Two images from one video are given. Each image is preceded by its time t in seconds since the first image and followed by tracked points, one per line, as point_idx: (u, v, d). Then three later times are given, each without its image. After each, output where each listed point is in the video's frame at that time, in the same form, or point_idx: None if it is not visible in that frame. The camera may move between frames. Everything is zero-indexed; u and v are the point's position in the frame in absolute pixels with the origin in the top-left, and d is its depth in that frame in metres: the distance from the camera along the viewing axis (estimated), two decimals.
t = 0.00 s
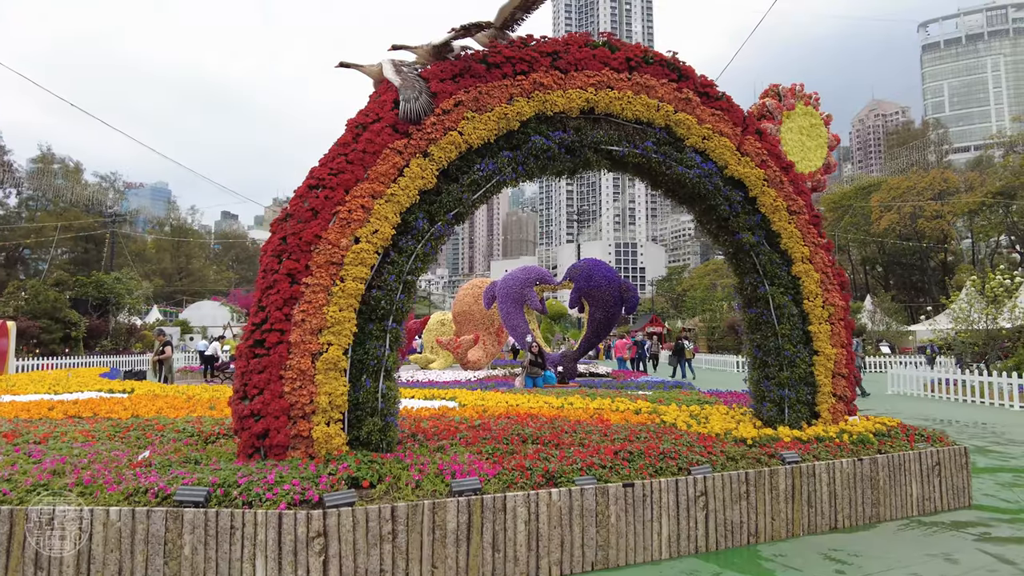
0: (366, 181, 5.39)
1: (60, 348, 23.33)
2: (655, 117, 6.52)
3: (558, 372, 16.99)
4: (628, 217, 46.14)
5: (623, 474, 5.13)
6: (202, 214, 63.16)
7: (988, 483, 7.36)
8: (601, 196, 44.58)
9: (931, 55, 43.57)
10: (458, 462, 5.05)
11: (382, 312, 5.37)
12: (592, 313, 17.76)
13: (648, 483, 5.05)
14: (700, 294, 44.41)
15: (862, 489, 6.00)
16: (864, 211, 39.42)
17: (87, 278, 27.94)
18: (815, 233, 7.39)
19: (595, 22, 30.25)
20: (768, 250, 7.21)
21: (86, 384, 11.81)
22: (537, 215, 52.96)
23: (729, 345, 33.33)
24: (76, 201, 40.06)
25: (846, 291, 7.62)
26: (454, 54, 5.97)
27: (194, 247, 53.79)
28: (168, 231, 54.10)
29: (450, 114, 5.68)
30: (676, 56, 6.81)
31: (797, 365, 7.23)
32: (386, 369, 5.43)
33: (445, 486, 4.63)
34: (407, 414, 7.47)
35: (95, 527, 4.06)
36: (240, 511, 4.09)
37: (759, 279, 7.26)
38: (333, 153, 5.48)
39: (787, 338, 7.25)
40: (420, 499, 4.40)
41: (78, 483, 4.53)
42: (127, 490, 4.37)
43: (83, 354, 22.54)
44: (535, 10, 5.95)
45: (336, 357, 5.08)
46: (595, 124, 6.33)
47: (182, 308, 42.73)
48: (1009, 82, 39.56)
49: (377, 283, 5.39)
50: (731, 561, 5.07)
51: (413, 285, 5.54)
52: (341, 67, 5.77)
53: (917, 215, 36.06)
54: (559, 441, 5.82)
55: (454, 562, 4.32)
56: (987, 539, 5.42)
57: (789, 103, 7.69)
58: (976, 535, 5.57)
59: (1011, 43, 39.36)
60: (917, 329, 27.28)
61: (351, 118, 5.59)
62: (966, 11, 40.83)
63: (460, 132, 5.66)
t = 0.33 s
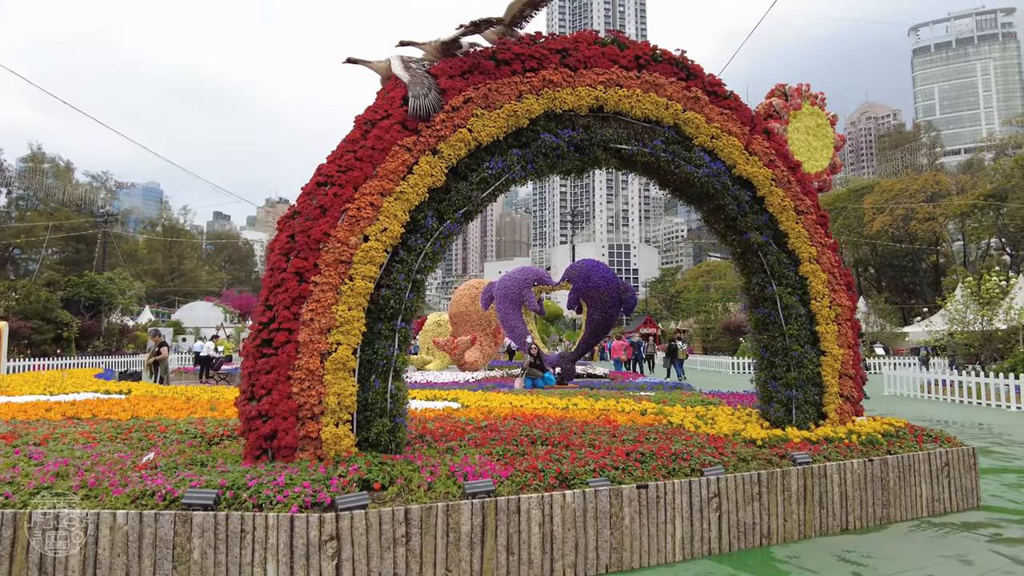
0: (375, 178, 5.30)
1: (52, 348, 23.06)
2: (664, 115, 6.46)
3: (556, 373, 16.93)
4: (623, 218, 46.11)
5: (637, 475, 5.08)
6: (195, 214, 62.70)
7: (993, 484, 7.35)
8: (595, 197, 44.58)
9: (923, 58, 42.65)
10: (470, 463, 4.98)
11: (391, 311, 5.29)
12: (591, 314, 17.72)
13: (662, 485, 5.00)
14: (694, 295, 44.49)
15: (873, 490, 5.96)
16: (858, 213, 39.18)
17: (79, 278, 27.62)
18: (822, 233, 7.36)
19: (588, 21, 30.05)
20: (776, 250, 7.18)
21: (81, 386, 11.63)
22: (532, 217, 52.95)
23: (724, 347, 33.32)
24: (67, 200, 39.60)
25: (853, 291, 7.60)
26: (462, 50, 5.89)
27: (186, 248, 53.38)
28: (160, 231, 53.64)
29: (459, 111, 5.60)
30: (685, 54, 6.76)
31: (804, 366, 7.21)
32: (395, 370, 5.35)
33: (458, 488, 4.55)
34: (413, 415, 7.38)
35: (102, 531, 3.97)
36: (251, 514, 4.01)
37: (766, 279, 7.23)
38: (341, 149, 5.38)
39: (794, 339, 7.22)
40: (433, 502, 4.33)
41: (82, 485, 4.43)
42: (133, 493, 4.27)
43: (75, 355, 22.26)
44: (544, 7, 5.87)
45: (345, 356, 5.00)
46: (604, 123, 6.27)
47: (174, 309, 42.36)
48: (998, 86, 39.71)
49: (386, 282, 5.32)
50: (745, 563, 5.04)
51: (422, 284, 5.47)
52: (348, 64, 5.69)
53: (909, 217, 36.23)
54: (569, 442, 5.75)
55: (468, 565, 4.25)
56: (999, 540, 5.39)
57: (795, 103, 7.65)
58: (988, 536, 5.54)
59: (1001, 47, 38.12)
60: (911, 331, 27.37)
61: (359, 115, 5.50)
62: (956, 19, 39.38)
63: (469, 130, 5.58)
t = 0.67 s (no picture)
0: (390, 176, 5.24)
1: (47, 349, 22.85)
2: (677, 114, 6.42)
3: (558, 374, 16.81)
4: (619, 220, 46.12)
5: (655, 477, 5.03)
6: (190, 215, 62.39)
7: (1005, 485, 7.31)
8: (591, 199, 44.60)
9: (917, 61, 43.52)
10: (487, 464, 4.92)
11: (406, 311, 5.23)
12: (592, 315, 17.66)
13: (681, 486, 4.95)
14: (690, 296, 44.52)
15: (888, 491, 5.93)
16: (853, 215, 39.40)
17: (74, 278, 27.41)
18: (834, 234, 7.35)
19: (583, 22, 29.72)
20: (788, 251, 7.15)
21: (82, 386, 11.52)
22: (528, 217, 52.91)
23: (721, 348, 33.33)
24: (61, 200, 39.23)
25: (864, 291, 7.58)
26: (476, 48, 5.82)
27: (181, 248, 53.06)
28: (155, 231, 53.31)
29: (474, 109, 5.53)
30: (698, 53, 6.73)
31: (816, 366, 7.19)
32: (409, 370, 5.29)
33: (477, 490, 4.49)
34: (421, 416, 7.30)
35: (117, 534, 3.89)
36: (269, 517, 3.93)
37: (778, 279, 7.20)
38: (355, 147, 5.31)
39: (806, 339, 7.19)
40: (453, 504, 4.26)
41: (94, 488, 4.35)
42: (148, 495, 4.19)
43: (71, 356, 22.08)
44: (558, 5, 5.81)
45: (360, 356, 4.93)
46: (618, 121, 6.22)
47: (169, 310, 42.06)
48: (991, 89, 39.95)
49: (401, 281, 5.26)
50: (764, 565, 4.99)
51: (437, 284, 5.40)
52: (362, 60, 5.62)
53: (905, 219, 36.27)
54: (584, 443, 5.69)
55: (489, 568, 4.19)
56: (1018, 542, 5.35)
57: (806, 102, 7.62)
58: (1006, 538, 5.51)
59: (994, 51, 38.39)
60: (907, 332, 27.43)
61: (374, 112, 5.42)
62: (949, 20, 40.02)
63: (484, 127, 5.52)
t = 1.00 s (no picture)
0: (406, 177, 5.18)
1: (44, 350, 22.68)
2: (692, 115, 6.39)
3: (560, 376, 16.74)
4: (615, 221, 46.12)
5: (676, 481, 4.98)
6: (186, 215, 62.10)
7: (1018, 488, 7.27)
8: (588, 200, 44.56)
9: (912, 63, 44.10)
10: (505, 469, 4.85)
11: (423, 313, 5.17)
12: (594, 317, 17.59)
13: (702, 490, 4.91)
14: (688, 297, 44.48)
15: (905, 495, 5.89)
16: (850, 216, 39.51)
17: (70, 278, 27.19)
18: (846, 235, 7.33)
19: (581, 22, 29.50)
20: (801, 253, 7.13)
21: (84, 388, 11.41)
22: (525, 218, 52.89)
23: (719, 349, 33.28)
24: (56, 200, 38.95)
25: (875, 293, 7.55)
26: (491, 47, 5.77)
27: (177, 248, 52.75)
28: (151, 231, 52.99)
29: (490, 109, 5.48)
30: (713, 53, 6.69)
31: (829, 369, 7.16)
32: (426, 373, 5.23)
33: (498, 495, 4.43)
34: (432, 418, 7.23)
35: (134, 541, 3.81)
36: (289, 523, 3.85)
37: (791, 281, 7.18)
38: (371, 146, 5.24)
39: (819, 342, 7.16)
40: (475, 509, 4.20)
41: (109, 493, 4.28)
42: (165, 500, 4.11)
43: (68, 357, 21.89)
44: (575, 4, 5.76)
45: (377, 359, 4.88)
46: (633, 122, 6.18)
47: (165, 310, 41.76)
48: (986, 91, 40.65)
49: (418, 283, 5.20)
50: (785, 569, 4.95)
51: (453, 285, 5.34)
52: (377, 59, 5.56)
53: (902, 221, 36.08)
54: (600, 447, 5.64)
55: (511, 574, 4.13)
56: None
57: (818, 104, 7.61)
58: None
59: (989, 51, 39.35)
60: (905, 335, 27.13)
61: (389, 112, 5.35)
62: (944, 24, 40.80)
63: (501, 128, 5.46)
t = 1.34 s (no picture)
0: (423, 176, 5.12)
1: (41, 350, 22.50)
2: (707, 115, 6.36)
3: (563, 377, 16.66)
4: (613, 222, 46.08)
5: (696, 484, 4.94)
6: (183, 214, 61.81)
7: None
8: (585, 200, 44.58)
9: (909, 65, 45.14)
10: (524, 472, 4.79)
11: (439, 314, 5.11)
12: (597, 317, 17.52)
13: (722, 493, 4.87)
14: (685, 297, 44.45)
15: (922, 497, 5.84)
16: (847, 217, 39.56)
17: (68, 278, 27.01)
18: (859, 237, 7.32)
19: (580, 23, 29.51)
20: (814, 254, 7.11)
21: (86, 389, 11.30)
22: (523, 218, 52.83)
23: (719, 350, 33.19)
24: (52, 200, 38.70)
25: (888, 295, 7.53)
26: (507, 46, 5.71)
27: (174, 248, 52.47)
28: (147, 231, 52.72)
29: (507, 108, 5.41)
30: (727, 53, 6.66)
31: (842, 370, 7.13)
32: (442, 374, 5.16)
33: (518, 498, 4.37)
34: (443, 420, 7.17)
35: (152, 547, 3.74)
36: (310, 528, 3.78)
37: (804, 283, 7.15)
38: (387, 146, 5.18)
39: (832, 343, 7.13)
40: (497, 513, 4.14)
41: (125, 497, 4.21)
42: (181, 505, 4.04)
43: (67, 358, 21.72)
44: (592, 3, 5.71)
45: (394, 361, 4.81)
46: (649, 122, 6.13)
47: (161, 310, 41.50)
48: (981, 93, 40.12)
49: (434, 283, 5.13)
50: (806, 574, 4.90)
51: (469, 286, 5.29)
52: (392, 57, 5.50)
53: (899, 222, 36.19)
54: (617, 449, 5.59)
55: None
56: None
57: (831, 104, 7.58)
58: None
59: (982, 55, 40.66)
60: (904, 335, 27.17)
61: (406, 111, 5.29)
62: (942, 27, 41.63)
63: (517, 127, 5.40)
